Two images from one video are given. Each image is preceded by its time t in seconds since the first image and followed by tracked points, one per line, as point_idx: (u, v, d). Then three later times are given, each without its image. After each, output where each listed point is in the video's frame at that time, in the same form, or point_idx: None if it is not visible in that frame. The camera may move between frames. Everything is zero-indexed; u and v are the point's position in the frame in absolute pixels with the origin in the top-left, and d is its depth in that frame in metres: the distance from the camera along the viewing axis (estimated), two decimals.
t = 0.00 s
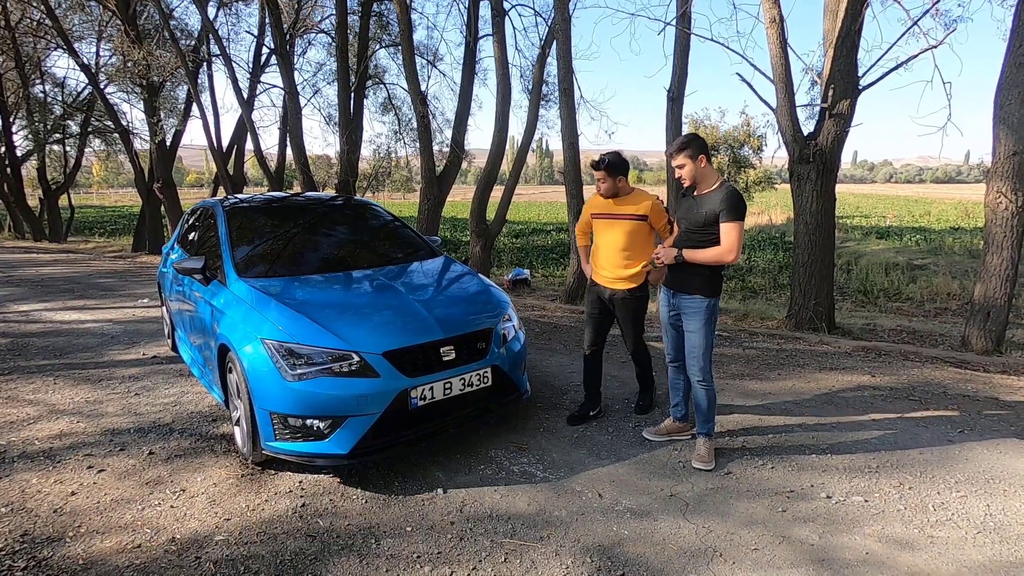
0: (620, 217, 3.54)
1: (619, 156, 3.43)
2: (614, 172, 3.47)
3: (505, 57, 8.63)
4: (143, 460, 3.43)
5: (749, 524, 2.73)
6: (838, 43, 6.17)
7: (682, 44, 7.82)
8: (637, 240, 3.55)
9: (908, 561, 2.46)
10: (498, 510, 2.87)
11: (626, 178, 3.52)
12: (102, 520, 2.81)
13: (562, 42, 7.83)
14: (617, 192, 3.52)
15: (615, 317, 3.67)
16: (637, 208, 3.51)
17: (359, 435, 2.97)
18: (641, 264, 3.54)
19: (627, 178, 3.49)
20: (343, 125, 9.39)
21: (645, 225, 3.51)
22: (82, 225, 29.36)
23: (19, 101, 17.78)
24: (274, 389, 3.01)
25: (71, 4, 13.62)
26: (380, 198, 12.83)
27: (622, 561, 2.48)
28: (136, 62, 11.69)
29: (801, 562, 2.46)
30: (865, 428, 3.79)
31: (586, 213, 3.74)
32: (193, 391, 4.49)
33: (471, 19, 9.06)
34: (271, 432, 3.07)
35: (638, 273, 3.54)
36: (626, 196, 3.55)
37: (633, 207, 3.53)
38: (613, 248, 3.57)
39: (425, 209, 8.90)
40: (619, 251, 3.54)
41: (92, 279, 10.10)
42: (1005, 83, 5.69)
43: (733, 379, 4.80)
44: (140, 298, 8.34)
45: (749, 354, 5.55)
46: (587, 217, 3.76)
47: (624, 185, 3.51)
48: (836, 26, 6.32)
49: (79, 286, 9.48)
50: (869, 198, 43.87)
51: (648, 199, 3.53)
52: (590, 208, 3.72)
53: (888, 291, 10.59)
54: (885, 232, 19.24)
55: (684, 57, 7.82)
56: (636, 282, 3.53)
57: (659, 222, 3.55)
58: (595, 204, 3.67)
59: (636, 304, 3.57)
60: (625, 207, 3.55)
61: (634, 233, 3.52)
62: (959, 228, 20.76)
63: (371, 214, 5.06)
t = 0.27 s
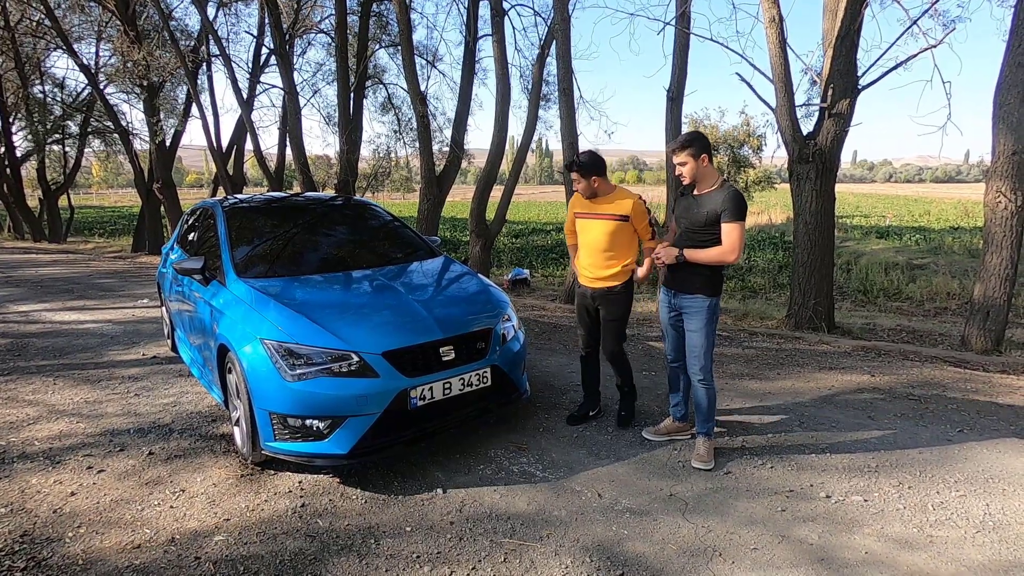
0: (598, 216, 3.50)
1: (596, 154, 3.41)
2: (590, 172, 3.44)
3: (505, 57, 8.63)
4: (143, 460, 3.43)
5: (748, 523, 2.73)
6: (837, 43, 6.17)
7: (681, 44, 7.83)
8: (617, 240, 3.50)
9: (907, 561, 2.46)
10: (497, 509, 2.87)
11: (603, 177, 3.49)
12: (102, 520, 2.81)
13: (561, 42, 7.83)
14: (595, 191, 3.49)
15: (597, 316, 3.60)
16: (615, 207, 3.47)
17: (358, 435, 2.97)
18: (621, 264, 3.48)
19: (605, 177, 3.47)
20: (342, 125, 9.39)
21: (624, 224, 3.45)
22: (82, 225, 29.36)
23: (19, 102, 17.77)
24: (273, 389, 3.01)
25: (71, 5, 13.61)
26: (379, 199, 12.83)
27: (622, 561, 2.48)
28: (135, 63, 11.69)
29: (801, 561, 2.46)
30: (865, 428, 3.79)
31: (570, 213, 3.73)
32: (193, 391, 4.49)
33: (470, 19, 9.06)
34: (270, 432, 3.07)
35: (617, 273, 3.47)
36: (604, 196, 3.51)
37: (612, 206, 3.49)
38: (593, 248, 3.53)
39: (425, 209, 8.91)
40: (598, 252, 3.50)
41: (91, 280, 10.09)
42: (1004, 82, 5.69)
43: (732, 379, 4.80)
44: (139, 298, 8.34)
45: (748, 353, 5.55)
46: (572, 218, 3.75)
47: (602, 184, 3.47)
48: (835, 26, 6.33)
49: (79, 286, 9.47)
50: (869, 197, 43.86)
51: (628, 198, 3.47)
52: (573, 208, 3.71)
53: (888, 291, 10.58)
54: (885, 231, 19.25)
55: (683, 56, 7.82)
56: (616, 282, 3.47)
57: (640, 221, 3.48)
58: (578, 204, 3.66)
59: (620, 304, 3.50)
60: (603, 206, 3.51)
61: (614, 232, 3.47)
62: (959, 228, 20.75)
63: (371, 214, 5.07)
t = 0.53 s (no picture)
0: (582, 222, 3.27)
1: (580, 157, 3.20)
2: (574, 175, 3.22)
3: (505, 58, 8.63)
4: (143, 460, 3.43)
5: (748, 524, 2.73)
6: (838, 43, 6.17)
7: (681, 44, 7.83)
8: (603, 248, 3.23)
9: (907, 561, 2.46)
10: (497, 510, 2.87)
11: (588, 179, 3.22)
12: (102, 521, 2.81)
13: (561, 43, 7.83)
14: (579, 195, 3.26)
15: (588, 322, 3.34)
16: (599, 213, 3.20)
17: (358, 435, 2.97)
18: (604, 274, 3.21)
19: (592, 178, 3.21)
20: (342, 126, 9.40)
21: (608, 233, 3.18)
22: (82, 226, 29.37)
23: (19, 102, 17.79)
24: (273, 390, 3.01)
25: (71, 5, 13.62)
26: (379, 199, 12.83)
27: (622, 561, 2.48)
28: (135, 63, 11.70)
29: (801, 561, 2.46)
30: (865, 428, 3.79)
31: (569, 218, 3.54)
32: (193, 392, 4.49)
33: (470, 19, 9.06)
34: (270, 432, 3.07)
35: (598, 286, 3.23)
36: (589, 200, 3.25)
37: (597, 210, 3.22)
38: (578, 255, 3.32)
39: (425, 209, 8.91)
40: (583, 260, 3.27)
41: (92, 280, 10.10)
42: (1004, 82, 5.69)
43: (733, 379, 4.80)
44: (139, 299, 8.34)
45: (748, 353, 5.55)
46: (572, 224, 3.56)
47: (587, 187, 3.22)
48: (835, 26, 6.33)
49: (79, 287, 9.47)
50: (869, 198, 43.81)
51: (615, 202, 3.18)
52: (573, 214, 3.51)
53: (888, 291, 10.58)
54: (885, 232, 19.23)
55: (683, 56, 7.82)
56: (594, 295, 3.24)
57: (625, 228, 3.16)
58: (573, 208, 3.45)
59: (606, 316, 3.22)
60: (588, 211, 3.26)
61: (597, 241, 3.22)
62: (959, 227, 20.75)
63: (371, 214, 5.06)
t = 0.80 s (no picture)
0: (580, 224, 3.07)
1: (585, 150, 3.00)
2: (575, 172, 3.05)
3: (505, 58, 8.63)
4: (143, 460, 3.43)
5: (748, 524, 2.73)
6: (838, 43, 6.17)
7: (681, 44, 7.82)
8: (599, 253, 3.00)
9: (907, 561, 2.46)
10: (497, 510, 2.87)
11: (588, 177, 3.02)
12: (102, 521, 2.81)
13: (561, 43, 7.83)
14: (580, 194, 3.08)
15: (583, 330, 3.12)
16: (593, 213, 2.99)
17: (358, 436, 2.97)
18: (594, 280, 2.98)
19: (589, 178, 3.01)
20: (343, 126, 9.40)
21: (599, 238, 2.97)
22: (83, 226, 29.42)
23: (20, 103, 17.81)
24: (274, 390, 3.01)
25: (72, 6, 13.64)
26: (380, 199, 12.83)
27: (622, 561, 2.48)
28: (136, 64, 11.71)
29: (801, 561, 2.46)
30: (866, 429, 3.79)
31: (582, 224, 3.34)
32: (193, 392, 4.49)
33: (471, 20, 9.07)
34: (270, 433, 3.07)
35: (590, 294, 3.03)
36: (588, 201, 3.04)
37: (594, 212, 3.00)
38: (578, 260, 3.13)
39: (425, 209, 8.91)
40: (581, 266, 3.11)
41: (92, 281, 10.10)
42: (1005, 82, 5.68)
43: (733, 379, 4.80)
44: (140, 299, 8.34)
45: (749, 354, 5.55)
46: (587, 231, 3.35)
47: (586, 184, 3.02)
48: (836, 26, 6.32)
49: (80, 287, 9.47)
50: (870, 198, 43.76)
51: (610, 203, 2.93)
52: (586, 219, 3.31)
53: (888, 291, 10.58)
54: (885, 232, 19.20)
55: (684, 56, 7.82)
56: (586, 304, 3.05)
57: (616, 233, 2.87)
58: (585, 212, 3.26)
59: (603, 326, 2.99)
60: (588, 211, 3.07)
61: (591, 246, 3.02)
62: (959, 227, 20.74)
63: (371, 214, 5.06)
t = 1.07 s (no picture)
0: (574, 219, 3.00)
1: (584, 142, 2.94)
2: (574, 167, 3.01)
3: (506, 59, 8.64)
4: (143, 461, 3.43)
5: (748, 524, 2.73)
6: (839, 43, 6.17)
7: (682, 44, 7.83)
8: (591, 250, 2.91)
9: (907, 561, 2.45)
10: (497, 510, 2.87)
11: (586, 171, 2.95)
12: (102, 522, 2.81)
13: (562, 43, 7.83)
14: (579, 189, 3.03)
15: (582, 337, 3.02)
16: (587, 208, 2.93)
17: (359, 436, 2.97)
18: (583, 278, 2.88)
19: (585, 172, 2.94)
20: (343, 126, 9.40)
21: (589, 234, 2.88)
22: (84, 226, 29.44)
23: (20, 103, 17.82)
24: (274, 391, 3.01)
25: (73, 7, 13.65)
26: (380, 200, 12.84)
27: (622, 561, 2.48)
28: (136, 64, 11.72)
29: (801, 562, 2.46)
30: (866, 429, 3.78)
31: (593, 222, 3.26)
32: (194, 393, 4.49)
33: (471, 20, 9.07)
34: (271, 433, 3.07)
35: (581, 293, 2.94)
36: (584, 195, 2.97)
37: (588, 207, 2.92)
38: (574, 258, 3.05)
39: (425, 209, 8.91)
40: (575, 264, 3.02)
41: (93, 281, 10.10)
42: (1005, 82, 5.68)
43: (733, 380, 4.80)
44: (140, 299, 8.33)
45: (749, 354, 5.55)
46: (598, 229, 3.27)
47: (582, 179, 2.95)
48: (836, 26, 6.32)
49: (81, 288, 9.47)
50: (871, 198, 43.73)
51: (602, 198, 2.84)
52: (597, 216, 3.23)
53: (889, 291, 10.57)
54: (886, 232, 19.19)
55: (684, 56, 7.82)
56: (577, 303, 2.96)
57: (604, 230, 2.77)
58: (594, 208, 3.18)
59: (604, 335, 2.92)
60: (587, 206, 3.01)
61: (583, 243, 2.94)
62: (959, 227, 20.73)
63: (371, 215, 5.07)
